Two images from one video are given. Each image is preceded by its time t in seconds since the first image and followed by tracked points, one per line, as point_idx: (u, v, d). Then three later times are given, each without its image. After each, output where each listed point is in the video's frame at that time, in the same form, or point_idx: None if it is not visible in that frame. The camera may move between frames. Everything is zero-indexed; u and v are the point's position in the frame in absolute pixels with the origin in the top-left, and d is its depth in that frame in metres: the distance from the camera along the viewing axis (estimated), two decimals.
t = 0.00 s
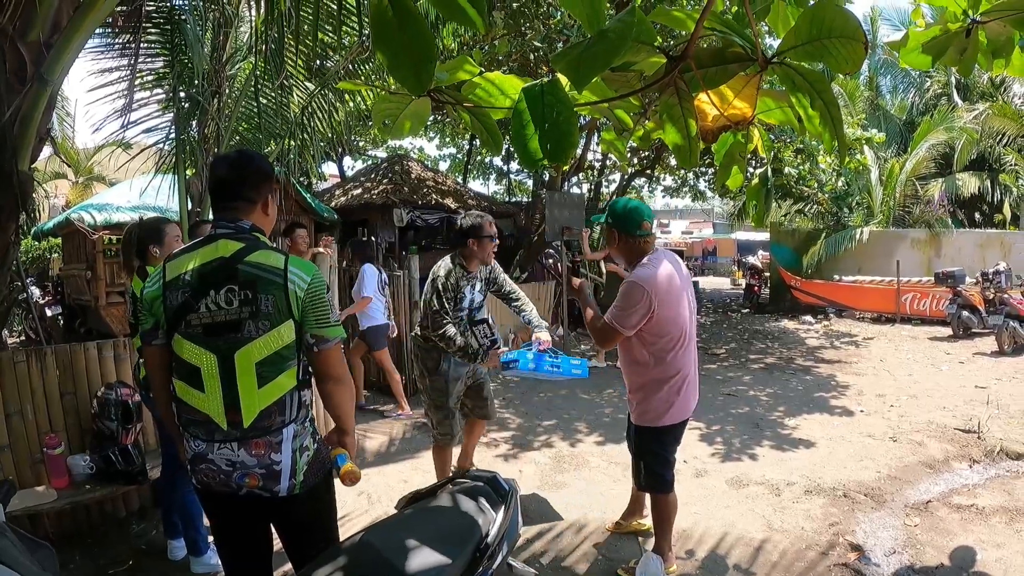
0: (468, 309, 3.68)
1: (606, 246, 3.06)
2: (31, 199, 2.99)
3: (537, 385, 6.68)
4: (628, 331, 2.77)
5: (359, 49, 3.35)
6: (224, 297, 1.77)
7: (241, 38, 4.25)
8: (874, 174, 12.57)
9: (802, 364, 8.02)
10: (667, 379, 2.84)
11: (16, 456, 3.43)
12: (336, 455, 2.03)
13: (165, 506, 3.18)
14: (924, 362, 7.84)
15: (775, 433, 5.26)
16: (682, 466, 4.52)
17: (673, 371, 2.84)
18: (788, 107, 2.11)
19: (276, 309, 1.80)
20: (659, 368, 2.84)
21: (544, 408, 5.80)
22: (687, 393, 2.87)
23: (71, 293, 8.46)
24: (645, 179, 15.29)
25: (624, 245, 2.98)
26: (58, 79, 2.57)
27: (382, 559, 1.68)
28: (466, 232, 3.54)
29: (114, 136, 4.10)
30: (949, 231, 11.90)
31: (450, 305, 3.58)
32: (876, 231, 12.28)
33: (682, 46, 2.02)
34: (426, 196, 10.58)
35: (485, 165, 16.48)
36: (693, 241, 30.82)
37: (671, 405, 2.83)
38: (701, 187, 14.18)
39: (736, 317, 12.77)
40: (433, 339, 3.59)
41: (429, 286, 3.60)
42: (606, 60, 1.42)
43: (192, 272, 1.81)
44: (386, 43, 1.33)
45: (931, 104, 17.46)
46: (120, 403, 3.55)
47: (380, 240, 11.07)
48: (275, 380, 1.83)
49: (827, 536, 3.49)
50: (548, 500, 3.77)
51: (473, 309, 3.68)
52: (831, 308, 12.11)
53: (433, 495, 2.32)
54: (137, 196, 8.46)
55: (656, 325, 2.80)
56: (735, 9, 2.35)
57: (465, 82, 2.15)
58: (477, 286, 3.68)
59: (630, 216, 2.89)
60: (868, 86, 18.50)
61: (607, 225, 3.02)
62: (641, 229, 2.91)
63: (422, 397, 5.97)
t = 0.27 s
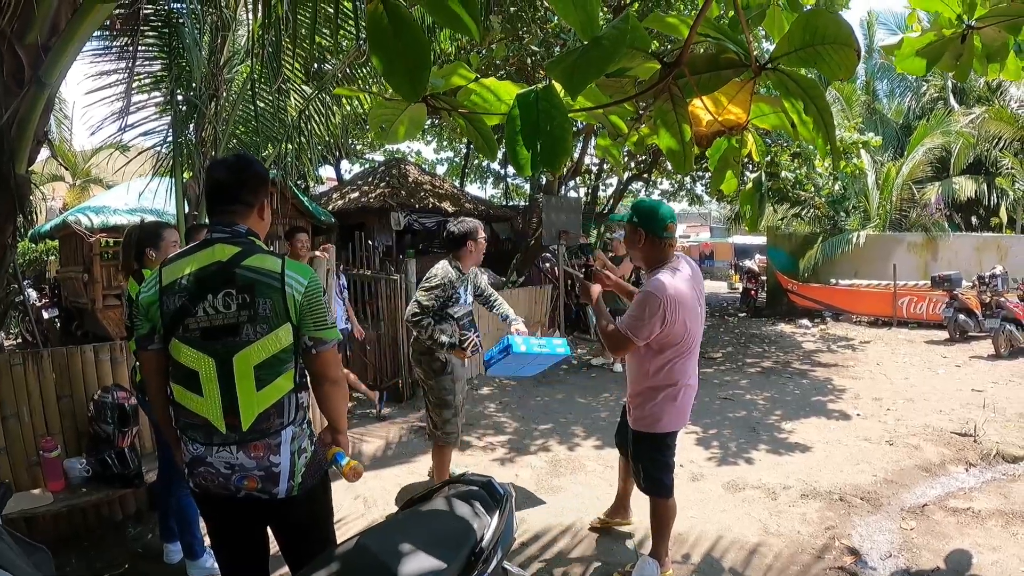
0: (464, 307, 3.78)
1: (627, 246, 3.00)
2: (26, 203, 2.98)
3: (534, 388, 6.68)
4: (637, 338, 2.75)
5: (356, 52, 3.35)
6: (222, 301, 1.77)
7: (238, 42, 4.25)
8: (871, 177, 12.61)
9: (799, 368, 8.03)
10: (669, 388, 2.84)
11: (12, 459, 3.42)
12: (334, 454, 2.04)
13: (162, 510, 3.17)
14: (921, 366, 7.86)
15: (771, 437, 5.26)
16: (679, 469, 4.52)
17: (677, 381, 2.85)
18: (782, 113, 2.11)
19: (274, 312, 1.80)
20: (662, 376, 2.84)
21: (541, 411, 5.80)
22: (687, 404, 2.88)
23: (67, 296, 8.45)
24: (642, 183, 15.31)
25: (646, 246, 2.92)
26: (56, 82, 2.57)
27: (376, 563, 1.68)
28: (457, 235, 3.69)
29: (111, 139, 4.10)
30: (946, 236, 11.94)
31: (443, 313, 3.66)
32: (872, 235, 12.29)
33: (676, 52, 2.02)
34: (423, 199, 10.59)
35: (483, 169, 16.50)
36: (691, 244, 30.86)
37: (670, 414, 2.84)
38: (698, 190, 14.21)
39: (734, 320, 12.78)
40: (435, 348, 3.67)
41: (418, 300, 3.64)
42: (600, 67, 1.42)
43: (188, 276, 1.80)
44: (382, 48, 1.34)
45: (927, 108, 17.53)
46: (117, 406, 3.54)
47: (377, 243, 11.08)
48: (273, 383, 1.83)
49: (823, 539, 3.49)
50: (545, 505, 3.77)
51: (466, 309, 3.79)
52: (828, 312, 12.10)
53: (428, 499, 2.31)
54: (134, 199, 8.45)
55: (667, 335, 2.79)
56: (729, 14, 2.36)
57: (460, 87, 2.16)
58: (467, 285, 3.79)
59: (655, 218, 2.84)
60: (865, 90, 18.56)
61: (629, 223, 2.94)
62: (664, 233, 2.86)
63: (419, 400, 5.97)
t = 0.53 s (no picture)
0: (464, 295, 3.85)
1: (642, 243, 2.98)
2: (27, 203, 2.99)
3: (535, 387, 6.67)
4: (657, 333, 2.74)
5: (356, 52, 3.36)
6: (229, 299, 1.78)
7: (238, 42, 4.26)
8: (872, 176, 12.60)
9: (800, 366, 8.03)
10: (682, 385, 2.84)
11: (13, 459, 3.42)
12: (333, 456, 2.03)
13: (163, 509, 3.17)
14: (922, 364, 7.85)
15: (773, 435, 5.26)
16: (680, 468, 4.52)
17: (692, 376, 2.86)
18: (781, 110, 2.11)
19: (281, 309, 1.83)
20: (676, 373, 2.83)
21: (542, 411, 5.80)
22: (699, 402, 2.90)
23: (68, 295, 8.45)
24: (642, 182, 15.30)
25: (664, 244, 2.90)
26: (56, 81, 2.57)
27: (378, 560, 1.69)
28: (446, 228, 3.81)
29: (112, 138, 4.10)
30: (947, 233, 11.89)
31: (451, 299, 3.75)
32: (873, 234, 12.28)
33: (675, 51, 2.02)
34: (424, 199, 10.59)
35: (484, 168, 16.49)
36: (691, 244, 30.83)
37: (682, 410, 2.85)
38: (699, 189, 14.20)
39: (734, 319, 12.77)
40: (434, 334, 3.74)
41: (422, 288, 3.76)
42: (600, 64, 1.43)
43: (193, 275, 1.80)
44: (383, 46, 1.34)
45: (928, 106, 17.52)
46: (117, 406, 3.55)
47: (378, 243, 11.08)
48: (280, 380, 1.85)
49: (824, 537, 3.49)
50: (546, 503, 3.77)
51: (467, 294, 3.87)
52: (829, 310, 12.09)
53: (429, 497, 2.31)
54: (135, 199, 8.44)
55: (687, 330, 2.80)
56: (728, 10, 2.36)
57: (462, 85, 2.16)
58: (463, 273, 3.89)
59: (677, 216, 2.83)
60: (865, 88, 18.56)
61: (647, 219, 2.90)
62: (686, 232, 2.86)
63: (420, 400, 5.97)
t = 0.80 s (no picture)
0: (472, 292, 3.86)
1: (668, 239, 2.95)
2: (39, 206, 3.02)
3: (544, 388, 6.68)
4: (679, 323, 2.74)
5: (365, 53, 3.38)
6: (253, 296, 1.83)
7: (247, 45, 4.29)
8: (881, 175, 12.53)
9: (810, 366, 8.00)
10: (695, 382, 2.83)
11: (25, 460, 3.45)
12: (345, 450, 2.14)
13: (174, 509, 3.19)
14: (933, 363, 7.80)
15: (783, 435, 5.25)
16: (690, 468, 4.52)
17: (709, 373, 2.86)
18: (791, 109, 2.10)
19: (305, 303, 1.92)
20: (690, 369, 2.82)
21: (551, 411, 5.80)
22: (710, 401, 2.88)
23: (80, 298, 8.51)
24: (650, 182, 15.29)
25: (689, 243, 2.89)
26: (67, 85, 2.59)
27: (390, 559, 1.70)
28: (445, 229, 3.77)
29: (122, 141, 4.13)
30: (957, 232, 11.83)
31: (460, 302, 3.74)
32: (883, 233, 12.22)
33: (685, 50, 2.02)
34: (432, 200, 10.60)
35: (492, 169, 16.49)
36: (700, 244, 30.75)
37: (693, 408, 2.83)
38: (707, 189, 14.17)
39: (743, 319, 12.73)
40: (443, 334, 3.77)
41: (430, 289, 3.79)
42: (611, 63, 1.43)
43: (213, 274, 1.82)
44: (392, 47, 1.35)
45: (937, 104, 17.40)
46: (129, 407, 3.58)
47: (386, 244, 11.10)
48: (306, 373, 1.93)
49: (834, 538, 3.48)
50: (556, 503, 3.77)
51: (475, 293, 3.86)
52: (838, 310, 12.05)
53: (441, 497, 2.32)
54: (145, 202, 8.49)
55: (710, 326, 2.82)
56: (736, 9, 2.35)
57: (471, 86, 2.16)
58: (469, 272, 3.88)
59: (707, 218, 2.80)
60: (874, 87, 18.47)
61: (676, 218, 2.86)
62: (714, 234, 2.84)
63: (430, 401, 5.98)
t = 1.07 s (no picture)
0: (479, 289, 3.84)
1: (678, 239, 2.97)
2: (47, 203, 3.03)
3: (549, 388, 6.67)
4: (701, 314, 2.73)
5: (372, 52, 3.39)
6: (265, 292, 1.88)
7: (253, 43, 4.30)
8: (887, 175, 12.48)
9: (816, 367, 7.97)
10: (713, 374, 2.82)
11: (31, 457, 3.46)
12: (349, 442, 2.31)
13: (178, 507, 3.20)
14: (939, 365, 7.78)
15: (789, 436, 5.23)
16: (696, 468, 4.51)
17: (726, 367, 2.86)
18: (801, 108, 2.10)
19: (313, 298, 2.00)
20: (708, 363, 2.82)
21: (557, 411, 5.80)
22: (729, 395, 2.87)
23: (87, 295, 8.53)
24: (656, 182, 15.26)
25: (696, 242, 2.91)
26: (73, 83, 2.61)
27: (395, 559, 1.69)
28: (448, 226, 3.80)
29: (128, 139, 4.15)
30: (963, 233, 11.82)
31: (467, 307, 3.77)
32: (889, 234, 12.19)
33: (694, 48, 2.03)
34: (437, 199, 10.60)
35: (497, 169, 16.48)
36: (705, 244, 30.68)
37: (712, 400, 2.82)
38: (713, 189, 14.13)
39: (749, 320, 12.70)
40: (451, 335, 3.82)
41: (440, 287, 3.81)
42: (622, 62, 1.43)
43: (223, 269, 1.84)
44: (401, 45, 1.35)
45: (944, 105, 17.33)
46: (134, 404, 3.59)
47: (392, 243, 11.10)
48: (316, 367, 2.00)
49: (840, 539, 3.47)
50: (561, 503, 3.77)
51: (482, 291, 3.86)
52: (844, 310, 12.02)
53: (448, 496, 2.32)
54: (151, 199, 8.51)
55: (724, 320, 2.83)
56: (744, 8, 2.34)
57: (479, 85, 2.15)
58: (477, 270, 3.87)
59: (716, 217, 2.85)
60: (881, 87, 18.39)
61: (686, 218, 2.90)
62: (721, 232, 2.87)
63: (435, 400, 5.98)
